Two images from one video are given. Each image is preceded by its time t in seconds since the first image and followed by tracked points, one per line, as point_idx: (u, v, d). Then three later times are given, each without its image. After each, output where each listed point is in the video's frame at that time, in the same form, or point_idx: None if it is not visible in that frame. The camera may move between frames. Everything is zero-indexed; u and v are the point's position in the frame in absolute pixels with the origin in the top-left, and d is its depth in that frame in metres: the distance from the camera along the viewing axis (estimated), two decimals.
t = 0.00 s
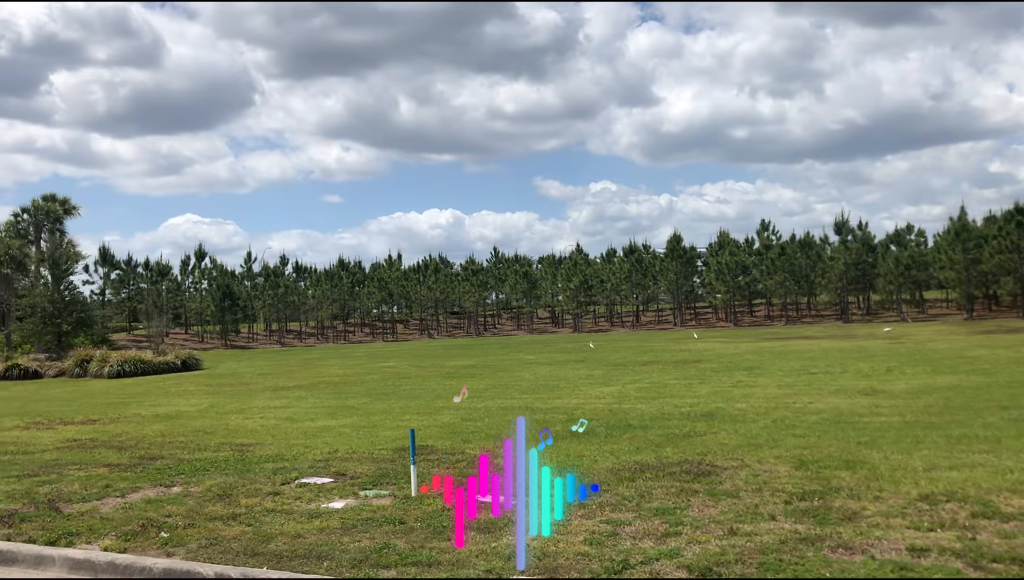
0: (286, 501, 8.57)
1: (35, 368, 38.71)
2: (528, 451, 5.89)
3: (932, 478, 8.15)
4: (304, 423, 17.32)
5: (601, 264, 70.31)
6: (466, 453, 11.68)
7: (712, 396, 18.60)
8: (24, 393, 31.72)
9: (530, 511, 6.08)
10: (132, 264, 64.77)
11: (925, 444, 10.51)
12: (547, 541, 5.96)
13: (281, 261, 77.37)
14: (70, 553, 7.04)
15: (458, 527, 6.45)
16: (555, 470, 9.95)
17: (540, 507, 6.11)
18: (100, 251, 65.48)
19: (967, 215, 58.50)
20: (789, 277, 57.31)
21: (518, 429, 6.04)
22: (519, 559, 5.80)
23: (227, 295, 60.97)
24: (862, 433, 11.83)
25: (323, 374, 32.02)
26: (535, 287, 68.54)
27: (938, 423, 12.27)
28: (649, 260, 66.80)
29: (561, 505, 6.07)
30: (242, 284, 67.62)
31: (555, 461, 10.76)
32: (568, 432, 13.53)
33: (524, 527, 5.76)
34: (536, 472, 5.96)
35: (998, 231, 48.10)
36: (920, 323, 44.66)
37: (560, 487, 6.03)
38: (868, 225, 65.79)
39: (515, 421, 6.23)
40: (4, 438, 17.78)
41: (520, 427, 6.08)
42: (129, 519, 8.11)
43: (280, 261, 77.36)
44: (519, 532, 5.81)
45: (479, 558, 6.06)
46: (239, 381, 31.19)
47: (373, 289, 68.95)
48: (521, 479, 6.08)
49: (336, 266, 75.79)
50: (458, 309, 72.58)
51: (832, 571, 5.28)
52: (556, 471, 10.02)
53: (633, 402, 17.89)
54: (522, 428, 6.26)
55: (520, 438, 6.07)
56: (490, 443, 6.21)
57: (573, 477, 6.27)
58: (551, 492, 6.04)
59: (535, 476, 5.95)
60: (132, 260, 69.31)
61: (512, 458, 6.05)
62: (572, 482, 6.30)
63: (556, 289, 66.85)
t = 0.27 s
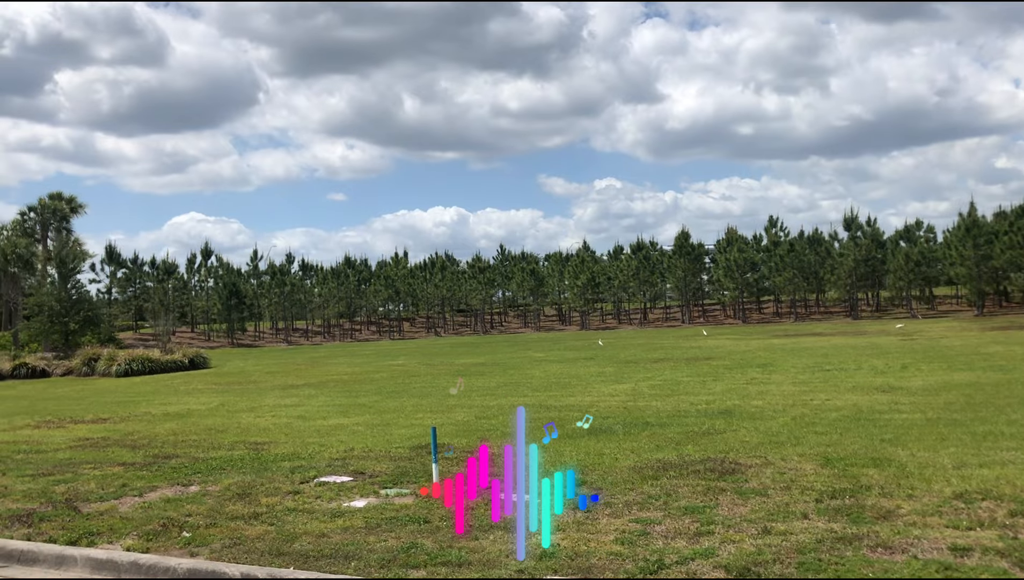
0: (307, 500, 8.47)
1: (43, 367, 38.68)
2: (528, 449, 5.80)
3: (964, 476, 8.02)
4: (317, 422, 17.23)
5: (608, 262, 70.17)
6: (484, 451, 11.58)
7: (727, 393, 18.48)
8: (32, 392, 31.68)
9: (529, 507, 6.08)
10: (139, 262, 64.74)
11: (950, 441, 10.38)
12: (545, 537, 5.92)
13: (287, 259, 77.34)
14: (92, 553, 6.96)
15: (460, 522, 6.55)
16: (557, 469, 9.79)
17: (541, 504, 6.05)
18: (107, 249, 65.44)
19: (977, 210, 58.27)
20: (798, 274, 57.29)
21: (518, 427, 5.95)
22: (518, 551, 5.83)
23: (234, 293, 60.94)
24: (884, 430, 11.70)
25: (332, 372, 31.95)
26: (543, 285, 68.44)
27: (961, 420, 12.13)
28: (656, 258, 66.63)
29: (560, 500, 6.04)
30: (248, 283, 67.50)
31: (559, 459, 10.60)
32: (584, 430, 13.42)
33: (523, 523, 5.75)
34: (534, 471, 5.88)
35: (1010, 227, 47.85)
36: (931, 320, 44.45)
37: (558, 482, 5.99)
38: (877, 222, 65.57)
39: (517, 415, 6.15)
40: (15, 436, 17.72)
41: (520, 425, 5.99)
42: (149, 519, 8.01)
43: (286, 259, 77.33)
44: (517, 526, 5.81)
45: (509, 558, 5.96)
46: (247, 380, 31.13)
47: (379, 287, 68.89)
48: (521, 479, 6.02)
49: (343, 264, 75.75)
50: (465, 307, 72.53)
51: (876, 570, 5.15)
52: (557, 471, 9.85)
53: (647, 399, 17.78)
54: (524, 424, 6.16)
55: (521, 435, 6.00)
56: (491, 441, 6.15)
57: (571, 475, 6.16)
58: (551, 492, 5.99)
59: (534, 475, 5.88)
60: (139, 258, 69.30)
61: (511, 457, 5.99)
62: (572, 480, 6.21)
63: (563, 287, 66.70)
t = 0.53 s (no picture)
0: (324, 499, 8.40)
1: (50, 367, 38.71)
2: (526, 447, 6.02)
3: (987, 475, 7.93)
4: (327, 420, 17.19)
5: (614, 260, 70.09)
6: (498, 450, 11.50)
7: (738, 391, 18.40)
8: (40, 391, 31.70)
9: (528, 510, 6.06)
10: (145, 262, 64.84)
11: (969, 439, 10.30)
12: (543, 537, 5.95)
13: (293, 258, 77.41)
14: (109, 553, 6.90)
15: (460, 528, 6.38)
16: (566, 468, 9.70)
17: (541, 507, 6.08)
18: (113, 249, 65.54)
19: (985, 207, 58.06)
20: (805, 272, 57.18)
21: (517, 428, 6.15)
22: (518, 555, 5.76)
23: (240, 292, 60.99)
24: (902, 428, 11.60)
25: (340, 371, 31.93)
26: (548, 283, 68.39)
27: (979, 418, 12.03)
28: (663, 256, 66.56)
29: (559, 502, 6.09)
30: (254, 282, 67.47)
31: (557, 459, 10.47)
32: (598, 428, 13.35)
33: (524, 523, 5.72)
34: (534, 468, 6.03)
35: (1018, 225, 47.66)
36: (939, 317, 44.31)
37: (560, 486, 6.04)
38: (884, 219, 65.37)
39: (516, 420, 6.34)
40: (24, 435, 17.68)
41: (519, 427, 6.16)
42: (165, 518, 7.95)
43: (292, 258, 77.40)
44: (518, 529, 5.77)
45: (533, 558, 5.89)
46: (255, 378, 31.12)
47: (385, 286, 68.87)
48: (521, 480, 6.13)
49: (348, 263, 75.80)
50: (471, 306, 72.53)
51: (908, 571, 5.07)
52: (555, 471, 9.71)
53: (659, 398, 17.71)
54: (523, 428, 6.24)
55: (520, 436, 6.16)
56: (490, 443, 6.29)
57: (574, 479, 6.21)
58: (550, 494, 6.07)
59: (534, 473, 6.02)
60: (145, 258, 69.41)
61: (509, 458, 6.14)
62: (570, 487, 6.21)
63: (568, 285, 66.64)
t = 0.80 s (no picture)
0: (340, 498, 8.35)
1: (57, 366, 38.75)
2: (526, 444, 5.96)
3: (1010, 473, 7.83)
4: (337, 419, 17.15)
5: (619, 259, 70.00)
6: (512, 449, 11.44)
7: (750, 389, 18.30)
8: (48, 390, 31.74)
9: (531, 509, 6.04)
10: (151, 261, 64.94)
11: (988, 437, 10.21)
12: (548, 538, 5.81)
13: (298, 257, 77.46)
14: (127, 553, 6.86)
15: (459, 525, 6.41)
16: (582, 467, 9.64)
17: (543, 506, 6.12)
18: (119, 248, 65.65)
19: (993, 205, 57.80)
20: (811, 270, 57.03)
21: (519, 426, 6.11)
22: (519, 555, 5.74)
23: (246, 291, 61.06)
24: (919, 426, 11.51)
25: (347, 370, 31.92)
26: (553, 282, 68.30)
27: (997, 416, 11.92)
28: (668, 254, 66.47)
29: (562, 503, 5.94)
30: (260, 281, 67.54)
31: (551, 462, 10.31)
32: (611, 426, 13.27)
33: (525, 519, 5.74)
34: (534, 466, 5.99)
35: None
36: (947, 316, 44.14)
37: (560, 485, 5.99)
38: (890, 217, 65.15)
39: (516, 418, 6.35)
40: (35, 434, 17.66)
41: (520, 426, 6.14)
42: (182, 517, 7.90)
43: (297, 257, 77.46)
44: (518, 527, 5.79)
45: (557, 558, 5.83)
46: (263, 377, 31.12)
47: (391, 285, 68.87)
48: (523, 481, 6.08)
49: (354, 262, 75.83)
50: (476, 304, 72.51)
51: (942, 572, 4.98)
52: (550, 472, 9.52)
53: (670, 396, 17.63)
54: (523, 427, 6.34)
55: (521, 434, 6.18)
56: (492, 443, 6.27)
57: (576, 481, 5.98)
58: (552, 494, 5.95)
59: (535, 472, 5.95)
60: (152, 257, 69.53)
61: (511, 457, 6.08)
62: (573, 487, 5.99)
63: (574, 284, 66.59)
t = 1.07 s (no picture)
0: (356, 498, 8.28)
1: (64, 365, 38.78)
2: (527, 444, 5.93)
3: None
4: (348, 418, 17.11)
5: (625, 257, 69.90)
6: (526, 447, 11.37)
7: (761, 388, 18.21)
8: (55, 389, 31.76)
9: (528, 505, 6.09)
10: (157, 260, 65.01)
11: (1008, 436, 10.11)
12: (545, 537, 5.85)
13: (304, 256, 77.47)
14: (144, 553, 6.80)
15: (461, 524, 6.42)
16: (598, 466, 9.57)
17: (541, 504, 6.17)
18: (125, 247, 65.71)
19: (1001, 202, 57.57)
20: (818, 267, 56.88)
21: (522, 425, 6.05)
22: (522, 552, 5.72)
23: (252, 290, 61.11)
24: (937, 425, 11.41)
25: (354, 369, 31.90)
26: (559, 280, 68.19)
27: (1015, 414, 11.82)
28: (674, 252, 66.36)
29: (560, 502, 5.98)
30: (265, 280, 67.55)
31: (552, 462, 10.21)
32: (625, 425, 13.19)
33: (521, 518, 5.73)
34: (534, 466, 5.96)
35: None
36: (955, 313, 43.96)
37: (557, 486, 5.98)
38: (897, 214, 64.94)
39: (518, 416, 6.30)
40: (45, 434, 17.63)
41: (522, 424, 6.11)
42: (198, 517, 7.84)
43: (303, 256, 77.47)
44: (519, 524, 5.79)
45: (582, 558, 5.76)
46: (270, 376, 31.11)
47: (396, 283, 68.81)
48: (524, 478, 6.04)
49: (359, 261, 75.86)
50: (482, 303, 72.46)
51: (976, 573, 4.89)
52: (549, 473, 9.39)
53: (682, 395, 17.56)
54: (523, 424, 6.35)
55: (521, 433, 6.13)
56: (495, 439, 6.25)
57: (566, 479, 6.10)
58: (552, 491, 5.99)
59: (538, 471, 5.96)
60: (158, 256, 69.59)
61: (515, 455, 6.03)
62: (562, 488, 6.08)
63: (580, 282, 66.50)
